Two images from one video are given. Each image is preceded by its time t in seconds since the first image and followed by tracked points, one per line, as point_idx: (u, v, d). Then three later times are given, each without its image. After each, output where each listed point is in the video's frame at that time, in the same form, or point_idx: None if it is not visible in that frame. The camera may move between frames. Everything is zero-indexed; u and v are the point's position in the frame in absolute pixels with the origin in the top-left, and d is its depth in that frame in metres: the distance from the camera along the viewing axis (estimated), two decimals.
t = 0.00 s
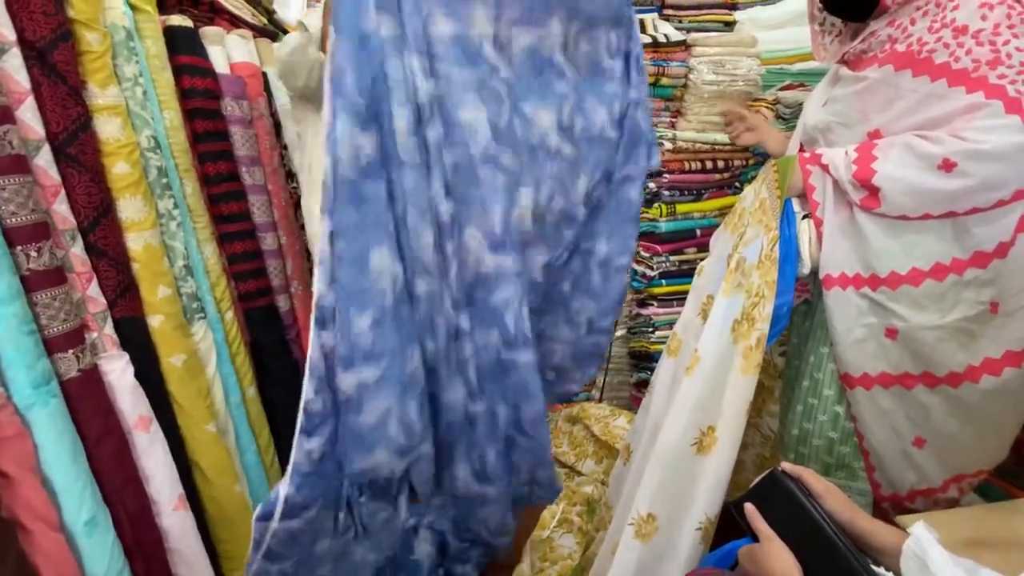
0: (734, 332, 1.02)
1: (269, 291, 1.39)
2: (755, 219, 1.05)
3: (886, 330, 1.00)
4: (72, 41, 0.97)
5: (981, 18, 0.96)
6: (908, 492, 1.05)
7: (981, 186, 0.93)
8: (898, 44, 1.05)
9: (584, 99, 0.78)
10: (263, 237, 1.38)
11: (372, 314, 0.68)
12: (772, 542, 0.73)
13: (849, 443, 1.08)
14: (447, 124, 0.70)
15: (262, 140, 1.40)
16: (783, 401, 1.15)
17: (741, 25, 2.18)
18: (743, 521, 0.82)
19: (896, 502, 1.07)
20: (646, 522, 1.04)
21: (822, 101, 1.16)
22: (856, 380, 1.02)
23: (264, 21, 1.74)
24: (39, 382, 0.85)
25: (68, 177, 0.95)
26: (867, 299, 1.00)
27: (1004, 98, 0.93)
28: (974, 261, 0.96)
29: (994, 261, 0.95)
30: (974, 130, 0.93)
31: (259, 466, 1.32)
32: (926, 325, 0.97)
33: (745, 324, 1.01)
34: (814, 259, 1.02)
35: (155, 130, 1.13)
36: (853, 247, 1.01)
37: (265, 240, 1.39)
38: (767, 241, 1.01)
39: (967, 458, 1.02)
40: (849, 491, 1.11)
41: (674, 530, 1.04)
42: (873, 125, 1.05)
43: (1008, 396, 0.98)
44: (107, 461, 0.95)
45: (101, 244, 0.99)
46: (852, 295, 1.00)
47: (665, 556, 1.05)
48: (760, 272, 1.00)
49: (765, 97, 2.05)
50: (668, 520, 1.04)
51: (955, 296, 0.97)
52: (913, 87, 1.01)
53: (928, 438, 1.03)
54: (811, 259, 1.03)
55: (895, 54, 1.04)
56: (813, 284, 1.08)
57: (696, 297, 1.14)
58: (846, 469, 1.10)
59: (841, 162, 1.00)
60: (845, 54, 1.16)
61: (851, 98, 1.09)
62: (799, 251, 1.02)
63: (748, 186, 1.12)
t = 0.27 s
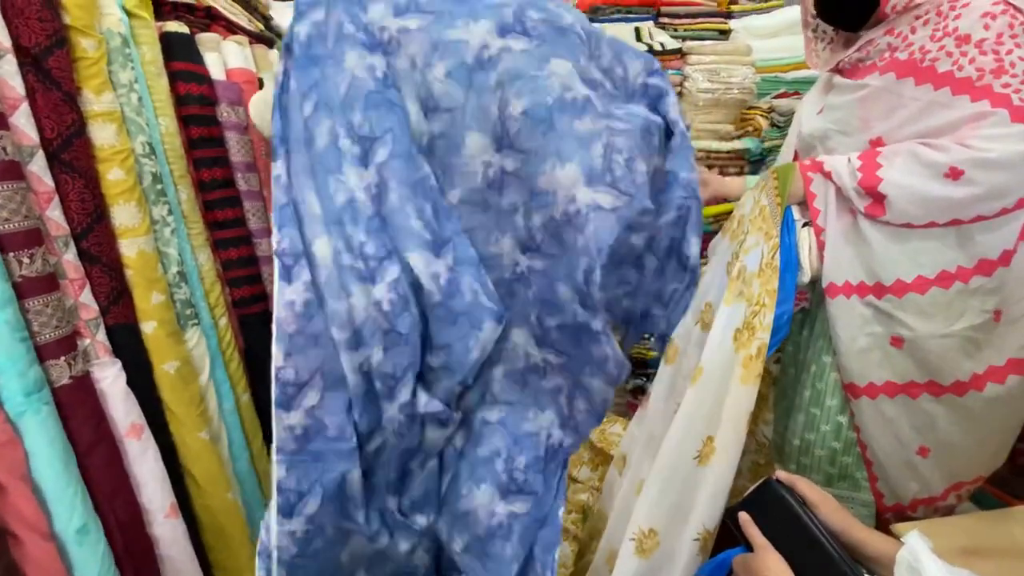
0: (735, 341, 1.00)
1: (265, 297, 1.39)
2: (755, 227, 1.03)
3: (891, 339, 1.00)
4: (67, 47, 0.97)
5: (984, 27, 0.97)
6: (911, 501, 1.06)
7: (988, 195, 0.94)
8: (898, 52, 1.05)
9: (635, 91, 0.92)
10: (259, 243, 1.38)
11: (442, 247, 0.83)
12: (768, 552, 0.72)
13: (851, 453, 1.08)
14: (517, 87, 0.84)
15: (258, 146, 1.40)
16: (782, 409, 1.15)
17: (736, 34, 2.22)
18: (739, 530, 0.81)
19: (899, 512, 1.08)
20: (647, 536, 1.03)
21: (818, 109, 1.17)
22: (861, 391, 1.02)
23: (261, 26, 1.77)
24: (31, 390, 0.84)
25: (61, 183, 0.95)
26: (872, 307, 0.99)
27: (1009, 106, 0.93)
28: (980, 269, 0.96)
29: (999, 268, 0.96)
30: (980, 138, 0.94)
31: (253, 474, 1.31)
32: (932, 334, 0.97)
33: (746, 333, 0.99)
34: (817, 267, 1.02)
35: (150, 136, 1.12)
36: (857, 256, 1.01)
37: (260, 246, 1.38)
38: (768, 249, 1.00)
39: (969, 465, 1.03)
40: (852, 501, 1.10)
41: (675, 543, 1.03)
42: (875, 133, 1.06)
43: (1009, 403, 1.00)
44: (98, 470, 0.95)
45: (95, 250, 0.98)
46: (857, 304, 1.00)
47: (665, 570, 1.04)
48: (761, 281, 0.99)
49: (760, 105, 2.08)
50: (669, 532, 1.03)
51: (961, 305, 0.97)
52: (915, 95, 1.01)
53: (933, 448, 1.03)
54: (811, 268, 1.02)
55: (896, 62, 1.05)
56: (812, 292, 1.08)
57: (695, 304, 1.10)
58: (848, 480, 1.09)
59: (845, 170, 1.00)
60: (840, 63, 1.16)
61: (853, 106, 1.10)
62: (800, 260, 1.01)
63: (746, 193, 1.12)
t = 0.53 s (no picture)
0: (741, 351, 0.95)
1: (257, 301, 1.39)
2: (756, 236, 1.00)
3: (894, 344, 1.00)
4: (60, 51, 0.96)
5: (983, 34, 0.98)
6: (909, 505, 1.05)
7: (992, 199, 0.94)
8: (897, 57, 1.06)
9: (635, 194, 0.98)
10: (251, 247, 1.38)
11: (453, 382, 0.94)
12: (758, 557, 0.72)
13: (851, 459, 1.06)
14: (521, 237, 0.98)
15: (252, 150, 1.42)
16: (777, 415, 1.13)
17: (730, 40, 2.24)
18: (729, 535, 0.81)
19: (897, 517, 1.07)
20: (653, 558, 0.97)
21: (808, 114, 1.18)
22: (865, 397, 1.01)
23: (257, 30, 1.79)
24: (20, 395, 0.84)
25: (53, 187, 0.95)
26: (874, 312, 0.99)
27: (1011, 112, 0.94)
28: (982, 273, 0.98)
29: (1000, 272, 0.97)
30: (984, 143, 0.93)
31: (244, 480, 1.30)
32: (933, 338, 0.98)
33: (752, 345, 0.95)
34: (819, 273, 0.99)
35: (143, 140, 1.12)
36: (861, 260, 0.99)
37: (254, 250, 1.39)
38: (772, 259, 0.96)
39: (967, 467, 1.04)
40: (853, 508, 1.08)
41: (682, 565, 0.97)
42: (876, 138, 1.06)
43: (1006, 405, 1.02)
44: (87, 476, 0.94)
45: (86, 254, 0.98)
46: (859, 310, 0.99)
47: None
48: (767, 291, 0.95)
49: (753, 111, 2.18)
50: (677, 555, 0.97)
51: (963, 310, 0.98)
52: (917, 99, 1.02)
53: (934, 452, 1.03)
54: (812, 276, 0.99)
55: (897, 66, 1.05)
56: (810, 299, 1.05)
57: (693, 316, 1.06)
58: (848, 487, 1.07)
59: (849, 176, 0.97)
60: (832, 68, 1.17)
61: (852, 110, 1.09)
62: (803, 267, 0.98)
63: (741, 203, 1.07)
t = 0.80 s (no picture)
0: (727, 358, 0.86)
1: (250, 301, 1.38)
2: (744, 241, 0.93)
3: (889, 344, 0.99)
4: (52, 48, 0.96)
5: (968, 38, 0.98)
6: (905, 503, 1.05)
7: (984, 200, 0.94)
8: (885, 60, 1.07)
9: (580, 289, 0.94)
10: (245, 247, 1.38)
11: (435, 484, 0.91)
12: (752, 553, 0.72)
13: (849, 459, 1.05)
14: (480, 360, 0.94)
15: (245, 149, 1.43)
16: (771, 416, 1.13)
17: (723, 43, 2.23)
18: (723, 533, 0.81)
19: (894, 515, 1.07)
20: None
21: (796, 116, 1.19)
22: (862, 398, 1.01)
23: (252, 30, 1.81)
24: (9, 394, 0.83)
25: (43, 185, 0.94)
26: (869, 313, 0.99)
27: (999, 114, 0.94)
28: (974, 272, 0.98)
29: (992, 270, 0.98)
30: (975, 144, 0.94)
31: (237, 480, 1.30)
32: (928, 338, 0.98)
33: (737, 349, 0.85)
34: (815, 275, 1.00)
35: (135, 139, 1.12)
36: (855, 261, 0.99)
37: (247, 249, 1.39)
38: (753, 262, 0.89)
39: (960, 465, 1.05)
40: (850, 508, 1.06)
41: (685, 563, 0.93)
42: (866, 140, 1.07)
43: (997, 402, 1.02)
44: (78, 476, 0.93)
45: (77, 253, 0.97)
46: (855, 311, 0.99)
47: None
48: (748, 295, 0.87)
49: (747, 114, 2.16)
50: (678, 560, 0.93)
51: (957, 310, 0.98)
52: (905, 103, 1.02)
53: (929, 450, 1.03)
54: (808, 278, 0.99)
55: (885, 69, 1.05)
56: (805, 301, 1.06)
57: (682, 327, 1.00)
58: (845, 486, 1.06)
59: (842, 179, 0.99)
60: (819, 71, 1.18)
61: (841, 113, 1.10)
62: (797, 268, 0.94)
63: (730, 208, 0.99)
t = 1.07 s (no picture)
0: (704, 356, 0.96)
1: (243, 301, 1.38)
2: (727, 242, 1.04)
3: (873, 344, 1.00)
4: (44, 47, 0.95)
5: (950, 41, 0.97)
6: (892, 502, 1.06)
7: (962, 202, 0.95)
8: (867, 65, 1.05)
9: (578, 323, 1.01)
10: (239, 247, 1.38)
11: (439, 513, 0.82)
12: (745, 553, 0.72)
13: (835, 458, 1.05)
14: (475, 386, 0.91)
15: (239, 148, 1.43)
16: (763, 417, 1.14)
17: (717, 45, 2.24)
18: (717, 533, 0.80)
19: (881, 514, 1.07)
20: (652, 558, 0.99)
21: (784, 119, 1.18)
22: (847, 397, 1.01)
23: (247, 30, 1.80)
24: None
25: (35, 185, 0.93)
26: (853, 314, 1.00)
27: (978, 116, 0.94)
28: (955, 273, 0.99)
29: (973, 272, 0.99)
30: (954, 147, 0.94)
31: (230, 482, 1.29)
32: (911, 339, 0.99)
33: (714, 347, 0.95)
34: (797, 276, 1.01)
35: (128, 138, 1.11)
36: (839, 263, 1.00)
37: (240, 250, 1.39)
38: (733, 263, 0.99)
39: (946, 464, 1.05)
40: (836, 505, 1.07)
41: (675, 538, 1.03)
42: (849, 142, 1.06)
43: (983, 402, 1.03)
44: (68, 478, 0.92)
45: (68, 253, 0.96)
46: (839, 311, 1.00)
47: None
48: (726, 294, 0.97)
49: (740, 115, 2.16)
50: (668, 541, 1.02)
51: (939, 311, 0.99)
52: (887, 106, 1.01)
53: (914, 449, 1.04)
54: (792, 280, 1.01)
55: (866, 73, 1.04)
56: (791, 301, 1.07)
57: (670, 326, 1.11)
58: (832, 485, 1.07)
59: (824, 181, 1.00)
60: (806, 75, 1.16)
61: (823, 116, 1.09)
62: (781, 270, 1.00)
63: (724, 208, 1.10)
